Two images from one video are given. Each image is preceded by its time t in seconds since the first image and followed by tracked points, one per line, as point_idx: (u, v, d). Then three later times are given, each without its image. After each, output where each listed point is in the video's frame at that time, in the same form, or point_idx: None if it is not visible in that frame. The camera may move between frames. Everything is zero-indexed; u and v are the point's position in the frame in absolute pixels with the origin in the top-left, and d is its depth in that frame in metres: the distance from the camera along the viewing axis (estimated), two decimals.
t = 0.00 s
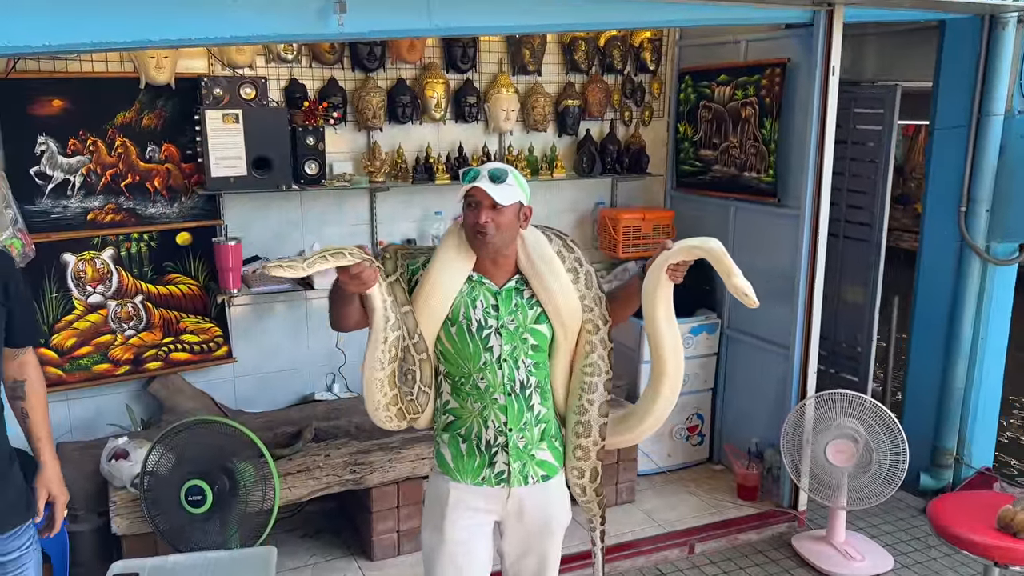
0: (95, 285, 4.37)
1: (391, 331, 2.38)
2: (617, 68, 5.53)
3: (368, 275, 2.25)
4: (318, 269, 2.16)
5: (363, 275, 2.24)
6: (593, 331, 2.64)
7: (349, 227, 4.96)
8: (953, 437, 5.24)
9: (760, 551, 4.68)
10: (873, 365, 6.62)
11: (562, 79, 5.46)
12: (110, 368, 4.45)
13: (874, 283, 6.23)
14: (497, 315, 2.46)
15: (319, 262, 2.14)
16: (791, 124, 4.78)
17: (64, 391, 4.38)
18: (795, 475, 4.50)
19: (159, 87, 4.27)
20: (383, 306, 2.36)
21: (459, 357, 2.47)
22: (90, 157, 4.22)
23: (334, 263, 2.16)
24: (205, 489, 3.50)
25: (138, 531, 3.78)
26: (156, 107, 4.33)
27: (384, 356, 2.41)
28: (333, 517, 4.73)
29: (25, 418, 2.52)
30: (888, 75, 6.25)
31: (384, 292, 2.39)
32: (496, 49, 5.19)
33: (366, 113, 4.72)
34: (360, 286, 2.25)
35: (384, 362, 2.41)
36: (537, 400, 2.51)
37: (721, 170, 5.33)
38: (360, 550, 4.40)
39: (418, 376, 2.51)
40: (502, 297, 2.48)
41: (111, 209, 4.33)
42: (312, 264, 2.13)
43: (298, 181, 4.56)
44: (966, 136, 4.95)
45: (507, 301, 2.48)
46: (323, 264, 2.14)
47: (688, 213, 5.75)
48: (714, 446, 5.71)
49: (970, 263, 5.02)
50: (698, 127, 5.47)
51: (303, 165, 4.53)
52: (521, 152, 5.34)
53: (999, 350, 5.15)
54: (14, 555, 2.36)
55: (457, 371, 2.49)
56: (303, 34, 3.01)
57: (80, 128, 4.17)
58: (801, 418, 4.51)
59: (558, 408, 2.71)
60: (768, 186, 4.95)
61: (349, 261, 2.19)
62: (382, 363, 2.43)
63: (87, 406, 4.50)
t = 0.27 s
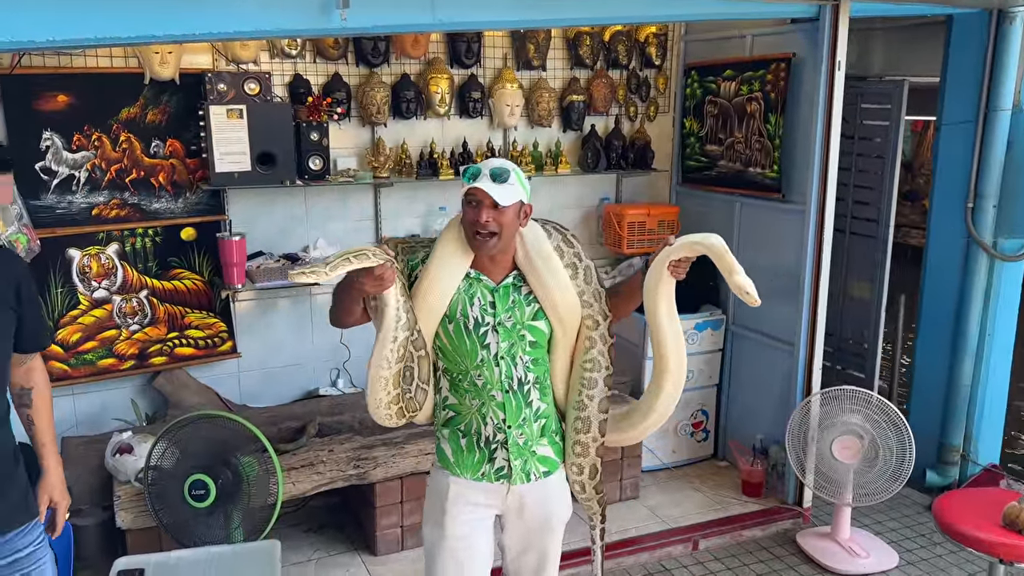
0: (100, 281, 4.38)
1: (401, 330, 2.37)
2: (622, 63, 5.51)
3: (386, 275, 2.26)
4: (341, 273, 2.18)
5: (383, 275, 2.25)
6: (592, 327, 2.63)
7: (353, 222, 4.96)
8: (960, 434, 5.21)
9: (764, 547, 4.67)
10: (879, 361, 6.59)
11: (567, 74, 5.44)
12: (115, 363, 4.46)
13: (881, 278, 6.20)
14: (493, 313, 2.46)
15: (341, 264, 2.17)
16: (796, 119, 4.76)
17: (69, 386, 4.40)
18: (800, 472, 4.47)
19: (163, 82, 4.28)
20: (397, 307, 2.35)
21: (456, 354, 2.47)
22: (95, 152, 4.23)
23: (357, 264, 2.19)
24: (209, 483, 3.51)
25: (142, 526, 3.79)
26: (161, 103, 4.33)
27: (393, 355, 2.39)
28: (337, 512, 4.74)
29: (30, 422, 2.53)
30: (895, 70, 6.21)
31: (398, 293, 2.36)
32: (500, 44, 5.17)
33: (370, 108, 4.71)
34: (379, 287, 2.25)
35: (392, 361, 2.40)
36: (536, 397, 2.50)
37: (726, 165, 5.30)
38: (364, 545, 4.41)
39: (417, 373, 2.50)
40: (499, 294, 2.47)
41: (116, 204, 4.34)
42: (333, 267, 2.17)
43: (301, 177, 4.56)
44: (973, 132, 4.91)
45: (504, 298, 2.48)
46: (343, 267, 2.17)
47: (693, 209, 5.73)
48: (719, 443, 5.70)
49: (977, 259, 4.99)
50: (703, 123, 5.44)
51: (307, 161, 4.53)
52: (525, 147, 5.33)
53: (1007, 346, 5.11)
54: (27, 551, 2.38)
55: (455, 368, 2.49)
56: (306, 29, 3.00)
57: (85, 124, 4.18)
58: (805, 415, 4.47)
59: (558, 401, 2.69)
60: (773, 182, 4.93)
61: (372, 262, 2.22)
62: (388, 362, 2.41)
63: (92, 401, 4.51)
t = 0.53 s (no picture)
0: (104, 277, 4.39)
1: (407, 330, 2.36)
2: (627, 59, 5.49)
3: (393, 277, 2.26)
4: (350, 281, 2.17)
5: (391, 280, 2.25)
6: (591, 324, 2.61)
7: (356, 219, 4.96)
8: (965, 432, 5.19)
9: (768, 545, 4.66)
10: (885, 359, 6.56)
11: (571, 70, 5.43)
12: (119, 359, 4.47)
13: (886, 275, 6.17)
14: (489, 309, 2.45)
15: (351, 273, 2.16)
16: (802, 115, 4.73)
17: (74, 381, 4.41)
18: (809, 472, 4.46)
19: (167, 78, 4.28)
20: (404, 308, 2.33)
21: (452, 350, 2.47)
22: (99, 148, 4.24)
23: (366, 272, 2.18)
24: (211, 479, 3.52)
25: (146, 521, 3.80)
26: (165, 99, 4.34)
27: (400, 355, 2.37)
28: (340, 508, 4.75)
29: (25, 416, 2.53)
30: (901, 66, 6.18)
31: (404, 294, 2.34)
32: (504, 40, 5.16)
33: (374, 104, 4.71)
34: (386, 291, 2.26)
35: (398, 361, 2.38)
36: (532, 393, 2.49)
37: (731, 162, 5.28)
38: (367, 541, 4.41)
39: (420, 363, 2.51)
40: (495, 290, 2.47)
41: (120, 200, 4.35)
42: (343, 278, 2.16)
43: (305, 173, 4.56)
44: (979, 128, 4.89)
45: (500, 294, 2.47)
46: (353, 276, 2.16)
47: (698, 205, 5.71)
48: (723, 440, 5.68)
49: (983, 256, 4.97)
50: (709, 119, 5.41)
51: (311, 157, 4.52)
52: (530, 143, 5.32)
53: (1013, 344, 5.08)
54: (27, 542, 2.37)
55: (451, 364, 2.49)
56: (309, 25, 2.98)
57: (89, 120, 4.19)
58: (811, 411, 4.45)
59: (556, 398, 2.67)
60: (777, 178, 4.91)
61: (381, 269, 2.21)
62: (396, 362, 2.38)
63: (96, 396, 4.53)
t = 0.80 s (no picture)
0: (110, 272, 4.38)
1: (420, 331, 2.38)
2: (634, 55, 5.46)
3: (404, 277, 2.24)
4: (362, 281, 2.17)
5: (404, 280, 2.24)
6: (596, 322, 2.60)
7: (362, 215, 4.95)
8: (973, 430, 5.16)
9: (774, 543, 4.64)
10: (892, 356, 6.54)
11: (578, 65, 5.40)
12: (125, 355, 4.47)
13: (894, 273, 6.14)
14: (494, 306, 2.43)
15: (362, 273, 2.16)
16: (809, 111, 4.70)
17: (79, 377, 4.42)
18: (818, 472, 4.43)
19: (172, 74, 4.27)
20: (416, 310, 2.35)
21: (456, 348, 2.46)
22: (104, 144, 4.23)
23: (378, 272, 2.18)
24: (216, 475, 3.52)
25: (151, 517, 3.80)
26: (170, 94, 4.33)
27: (412, 356, 2.41)
28: (345, 504, 4.74)
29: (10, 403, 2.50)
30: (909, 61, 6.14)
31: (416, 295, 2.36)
32: (511, 35, 5.14)
33: (380, 100, 4.69)
34: (398, 291, 2.24)
35: (410, 362, 2.41)
36: (536, 392, 2.48)
37: (739, 158, 5.25)
38: (372, 538, 4.40)
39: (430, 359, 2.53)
40: (499, 288, 2.45)
41: (126, 195, 4.34)
42: (355, 276, 2.16)
43: (311, 169, 4.55)
44: (988, 125, 4.85)
45: (505, 292, 2.45)
46: (364, 275, 2.16)
47: (704, 202, 5.69)
48: (729, 438, 5.67)
49: (991, 254, 4.93)
50: (716, 115, 5.38)
51: (317, 153, 4.52)
52: (536, 139, 5.30)
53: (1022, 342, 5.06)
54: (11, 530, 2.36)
55: (456, 362, 2.48)
56: (315, 21, 2.96)
57: (94, 115, 4.18)
58: (818, 409, 4.43)
59: (560, 398, 2.66)
60: (783, 175, 4.88)
61: (394, 269, 2.19)
62: (409, 363, 2.42)
63: (102, 392, 4.52)
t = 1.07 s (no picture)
0: (115, 268, 4.38)
1: (429, 327, 2.32)
2: (640, 51, 5.45)
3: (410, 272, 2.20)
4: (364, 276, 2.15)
5: (409, 276, 2.21)
6: (605, 320, 2.58)
7: (368, 211, 4.94)
8: (979, 429, 5.15)
9: (779, 542, 4.64)
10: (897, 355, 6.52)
11: (584, 62, 5.39)
12: (130, 350, 4.47)
13: (900, 271, 6.12)
14: (506, 305, 2.43)
15: (364, 269, 2.13)
16: (817, 109, 4.68)
17: (85, 372, 4.42)
18: (826, 471, 4.40)
19: (179, 69, 4.27)
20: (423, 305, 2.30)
21: (467, 348, 2.44)
22: (110, 139, 4.23)
23: (381, 267, 2.15)
24: (222, 472, 3.52)
25: (157, 513, 3.80)
26: (176, 90, 4.32)
27: (422, 353, 2.34)
28: (350, 501, 4.75)
29: None
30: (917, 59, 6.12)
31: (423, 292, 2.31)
32: (517, 32, 5.12)
33: (386, 96, 4.68)
34: (405, 287, 2.21)
35: (421, 360, 2.34)
36: (547, 391, 2.49)
37: (746, 156, 5.23)
38: (377, 534, 4.40)
39: (441, 358, 2.47)
40: (512, 287, 2.45)
41: (132, 191, 4.34)
42: (357, 271, 2.13)
43: (317, 165, 4.54)
44: (997, 123, 4.83)
45: (516, 291, 2.45)
46: (366, 271, 2.13)
47: (711, 199, 5.67)
48: (734, 436, 5.66)
49: (999, 253, 4.92)
50: (724, 112, 5.36)
51: (323, 149, 4.50)
52: (542, 136, 5.28)
53: None
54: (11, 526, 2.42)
55: (466, 362, 2.46)
56: (322, 17, 2.94)
57: (100, 111, 4.18)
58: (823, 411, 4.41)
59: (567, 396, 2.64)
60: (790, 173, 4.87)
61: (398, 264, 2.16)
62: (420, 360, 2.34)
63: (107, 388, 4.53)
